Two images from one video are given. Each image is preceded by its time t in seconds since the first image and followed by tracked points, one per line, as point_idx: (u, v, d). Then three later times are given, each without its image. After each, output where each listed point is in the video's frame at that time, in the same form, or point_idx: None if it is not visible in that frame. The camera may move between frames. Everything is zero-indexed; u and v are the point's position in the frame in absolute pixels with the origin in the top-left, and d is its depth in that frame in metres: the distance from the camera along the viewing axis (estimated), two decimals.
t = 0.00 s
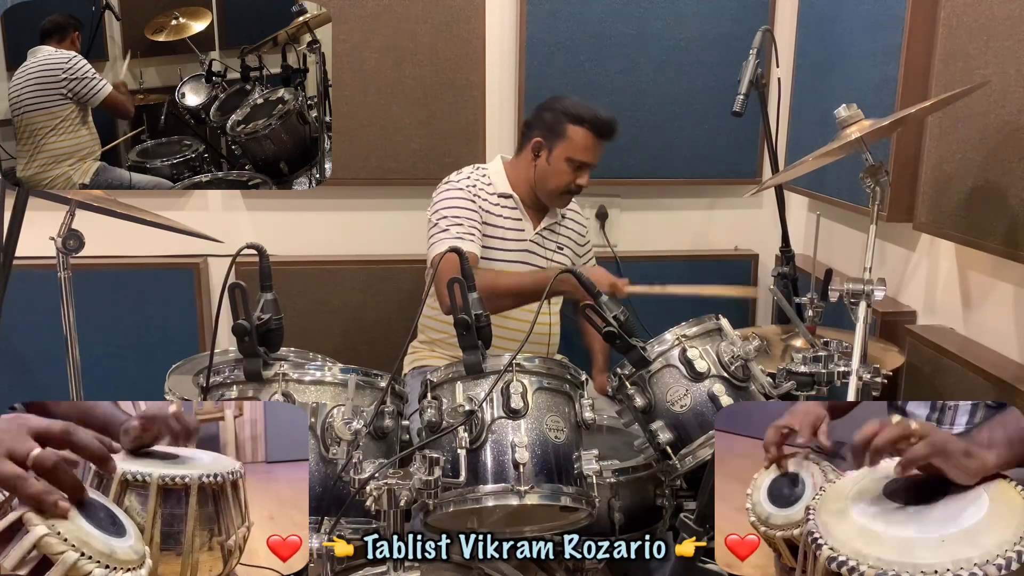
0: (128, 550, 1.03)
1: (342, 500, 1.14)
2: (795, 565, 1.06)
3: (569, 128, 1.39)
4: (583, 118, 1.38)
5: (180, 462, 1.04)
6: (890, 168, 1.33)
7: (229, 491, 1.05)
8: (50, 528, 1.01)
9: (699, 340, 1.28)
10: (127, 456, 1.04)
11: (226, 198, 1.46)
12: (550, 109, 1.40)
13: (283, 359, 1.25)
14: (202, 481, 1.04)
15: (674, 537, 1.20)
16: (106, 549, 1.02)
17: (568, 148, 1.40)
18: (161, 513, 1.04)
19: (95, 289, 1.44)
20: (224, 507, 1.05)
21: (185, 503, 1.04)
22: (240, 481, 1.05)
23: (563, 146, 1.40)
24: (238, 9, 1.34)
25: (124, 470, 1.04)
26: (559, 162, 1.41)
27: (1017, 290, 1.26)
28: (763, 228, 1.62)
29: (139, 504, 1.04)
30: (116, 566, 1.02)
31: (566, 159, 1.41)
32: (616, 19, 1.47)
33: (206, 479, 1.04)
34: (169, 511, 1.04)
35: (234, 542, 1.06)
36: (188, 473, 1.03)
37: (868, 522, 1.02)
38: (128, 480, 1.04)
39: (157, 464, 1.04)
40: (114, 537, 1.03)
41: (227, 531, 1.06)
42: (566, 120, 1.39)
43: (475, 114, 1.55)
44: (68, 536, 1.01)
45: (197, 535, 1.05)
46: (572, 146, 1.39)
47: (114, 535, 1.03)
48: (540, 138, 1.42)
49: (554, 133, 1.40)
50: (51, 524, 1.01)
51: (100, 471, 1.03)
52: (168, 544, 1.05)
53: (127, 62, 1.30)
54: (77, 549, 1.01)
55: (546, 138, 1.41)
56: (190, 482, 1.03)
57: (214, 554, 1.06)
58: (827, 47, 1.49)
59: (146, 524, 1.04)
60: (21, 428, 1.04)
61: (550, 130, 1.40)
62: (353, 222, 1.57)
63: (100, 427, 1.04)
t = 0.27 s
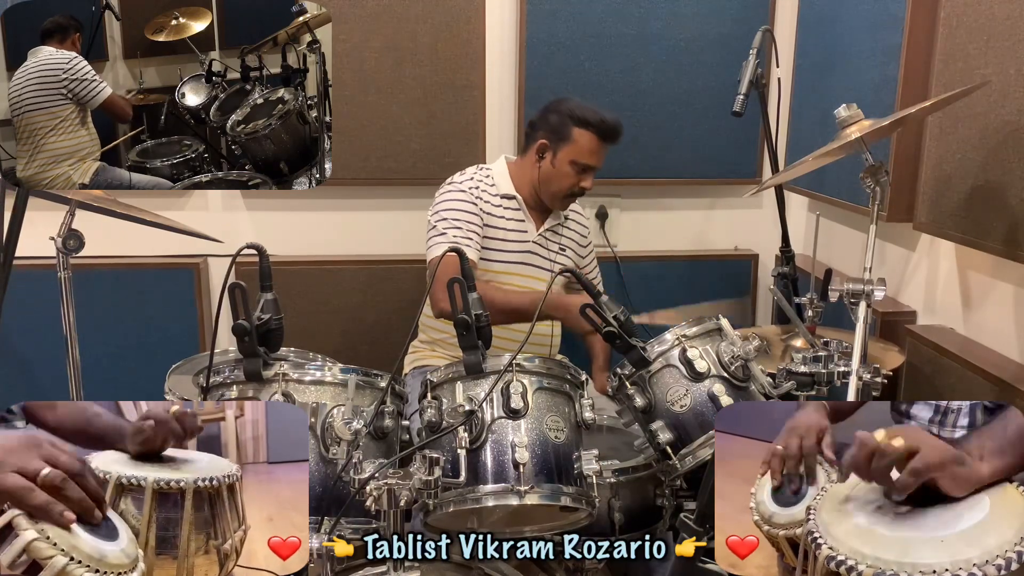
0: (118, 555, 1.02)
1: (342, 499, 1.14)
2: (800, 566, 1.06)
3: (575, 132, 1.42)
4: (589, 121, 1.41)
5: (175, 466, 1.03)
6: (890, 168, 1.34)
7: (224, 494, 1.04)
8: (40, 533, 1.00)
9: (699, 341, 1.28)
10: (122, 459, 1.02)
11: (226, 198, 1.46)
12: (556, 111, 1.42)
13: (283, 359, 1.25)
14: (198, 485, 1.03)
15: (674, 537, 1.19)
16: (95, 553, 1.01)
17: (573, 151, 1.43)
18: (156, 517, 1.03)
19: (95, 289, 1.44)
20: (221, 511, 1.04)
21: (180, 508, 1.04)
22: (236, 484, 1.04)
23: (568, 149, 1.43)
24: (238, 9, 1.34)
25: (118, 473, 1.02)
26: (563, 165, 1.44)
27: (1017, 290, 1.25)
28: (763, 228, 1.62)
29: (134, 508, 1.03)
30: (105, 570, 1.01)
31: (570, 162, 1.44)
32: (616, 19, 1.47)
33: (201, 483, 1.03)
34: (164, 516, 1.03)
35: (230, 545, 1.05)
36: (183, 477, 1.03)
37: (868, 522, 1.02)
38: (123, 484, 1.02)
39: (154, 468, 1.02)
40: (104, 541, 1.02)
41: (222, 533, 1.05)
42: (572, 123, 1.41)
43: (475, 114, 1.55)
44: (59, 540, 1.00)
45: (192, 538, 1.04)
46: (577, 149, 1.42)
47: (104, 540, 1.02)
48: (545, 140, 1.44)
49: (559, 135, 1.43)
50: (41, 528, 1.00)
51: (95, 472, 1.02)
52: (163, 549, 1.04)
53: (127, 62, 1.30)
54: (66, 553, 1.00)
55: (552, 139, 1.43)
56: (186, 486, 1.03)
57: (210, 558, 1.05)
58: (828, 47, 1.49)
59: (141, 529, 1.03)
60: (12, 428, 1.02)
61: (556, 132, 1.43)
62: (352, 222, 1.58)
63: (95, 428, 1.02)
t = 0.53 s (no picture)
0: (111, 558, 1.02)
1: (342, 499, 1.13)
2: (801, 567, 1.06)
3: (584, 144, 1.45)
4: (599, 134, 1.45)
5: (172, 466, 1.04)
6: (890, 168, 1.32)
7: (219, 494, 1.05)
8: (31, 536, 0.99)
9: (699, 340, 1.28)
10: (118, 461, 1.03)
11: (226, 198, 1.46)
12: (564, 117, 1.45)
13: (283, 359, 1.25)
14: (192, 486, 1.04)
15: (674, 537, 1.20)
16: (87, 556, 1.00)
17: (578, 163, 1.47)
18: (152, 518, 1.04)
19: (95, 290, 1.44)
20: (216, 511, 1.05)
21: (174, 509, 1.04)
22: (232, 484, 1.05)
23: (576, 158, 1.46)
24: (238, 9, 1.34)
25: (116, 474, 1.03)
26: (568, 175, 1.48)
27: (1017, 290, 1.26)
28: (764, 227, 1.61)
29: (131, 509, 1.04)
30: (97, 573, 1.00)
31: (574, 172, 1.47)
32: (615, 19, 1.47)
33: (196, 483, 1.04)
34: (160, 517, 1.04)
35: (226, 546, 1.06)
36: (178, 478, 1.03)
37: (869, 520, 1.03)
38: (119, 484, 1.03)
39: (151, 469, 1.04)
40: (96, 544, 1.01)
41: (216, 535, 1.06)
42: (583, 135, 1.44)
43: (475, 114, 1.54)
44: (48, 543, 0.99)
45: (187, 539, 1.05)
46: (584, 161, 1.46)
47: (97, 542, 1.01)
48: (553, 146, 1.46)
49: (569, 143, 1.45)
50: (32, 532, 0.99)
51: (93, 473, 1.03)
52: (159, 551, 1.05)
53: (127, 62, 1.30)
54: (59, 557, 0.99)
55: (560, 146, 1.46)
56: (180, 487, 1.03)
57: (207, 559, 1.06)
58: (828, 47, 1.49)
59: (136, 531, 1.04)
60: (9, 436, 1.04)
61: (565, 138, 1.45)
62: (352, 223, 1.57)
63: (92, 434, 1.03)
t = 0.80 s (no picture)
0: (107, 557, 0.94)
1: (343, 499, 1.16)
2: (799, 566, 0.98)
3: (598, 162, 1.40)
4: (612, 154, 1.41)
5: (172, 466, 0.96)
6: (891, 168, 1.36)
7: (219, 494, 0.97)
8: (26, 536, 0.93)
9: (699, 341, 1.28)
10: (115, 459, 0.96)
11: (226, 199, 1.48)
12: (578, 132, 1.41)
13: (283, 358, 1.25)
14: (193, 485, 0.96)
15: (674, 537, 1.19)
16: (83, 556, 0.94)
17: (589, 178, 1.43)
18: (150, 517, 0.96)
19: (94, 290, 1.44)
20: (215, 510, 0.97)
21: (173, 508, 0.96)
22: (232, 484, 0.98)
23: (587, 175, 1.42)
24: (238, 9, 1.34)
25: (113, 472, 0.95)
26: (575, 188, 1.43)
27: (1017, 290, 1.23)
28: (764, 226, 1.63)
29: (129, 508, 0.96)
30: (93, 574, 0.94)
31: (582, 187, 1.44)
32: (615, 19, 1.47)
33: (196, 483, 0.96)
34: (159, 516, 0.96)
35: (225, 546, 0.98)
36: (179, 476, 0.96)
37: (862, 518, 0.94)
38: (117, 484, 0.95)
39: (149, 468, 0.96)
40: (92, 544, 0.94)
41: (215, 534, 0.98)
42: (598, 153, 1.40)
43: (475, 114, 1.55)
44: (44, 543, 0.93)
45: (185, 539, 0.97)
46: (594, 178, 1.42)
47: (94, 543, 0.94)
48: (564, 162, 1.42)
49: (583, 161, 1.41)
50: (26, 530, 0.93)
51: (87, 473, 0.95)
52: (158, 549, 0.97)
53: (127, 62, 1.29)
54: (53, 556, 0.93)
55: (574, 162, 1.42)
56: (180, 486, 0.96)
57: (205, 559, 0.97)
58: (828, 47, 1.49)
59: (135, 528, 0.96)
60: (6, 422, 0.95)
61: (580, 156, 1.41)
62: (353, 222, 1.59)
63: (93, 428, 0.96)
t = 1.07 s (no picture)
0: (103, 555, 0.97)
1: (343, 499, 1.16)
2: (796, 566, 0.98)
3: (593, 157, 1.35)
4: (608, 148, 1.36)
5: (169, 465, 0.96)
6: (889, 166, 1.37)
7: (219, 494, 0.97)
8: (23, 533, 0.97)
9: (699, 341, 1.28)
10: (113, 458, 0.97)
11: (226, 199, 1.48)
12: (573, 128, 1.38)
13: (283, 358, 1.25)
14: (192, 485, 0.97)
15: (674, 537, 1.19)
16: (79, 553, 0.97)
17: (585, 174, 1.39)
18: (149, 516, 0.97)
19: (94, 290, 1.44)
20: (215, 510, 0.98)
21: (171, 507, 0.97)
22: (233, 484, 0.97)
23: (582, 170, 1.38)
24: (238, 9, 1.34)
25: (112, 471, 0.97)
26: (571, 184, 1.41)
27: (1017, 290, 1.24)
28: (764, 227, 1.63)
29: (129, 505, 0.97)
30: (89, 570, 0.97)
31: (579, 183, 1.40)
32: (615, 19, 1.47)
33: (195, 482, 0.97)
34: (158, 515, 0.97)
35: (225, 546, 0.98)
36: (177, 475, 0.96)
37: (857, 519, 0.95)
38: (118, 482, 0.97)
39: (147, 466, 0.97)
40: (90, 541, 0.97)
41: (214, 534, 0.98)
42: (592, 148, 1.35)
43: (475, 114, 1.55)
44: (40, 538, 0.97)
45: (185, 538, 0.97)
46: (589, 173, 1.38)
47: (91, 540, 0.97)
48: (560, 158, 1.39)
49: (578, 158, 1.38)
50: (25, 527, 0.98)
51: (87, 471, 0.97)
52: (157, 548, 0.97)
53: (127, 62, 1.29)
54: (49, 552, 0.97)
55: (569, 159, 1.39)
56: (178, 485, 0.96)
57: (205, 558, 0.98)
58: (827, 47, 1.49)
59: (134, 527, 0.97)
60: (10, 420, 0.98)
61: (575, 152, 1.38)
62: (353, 221, 1.59)
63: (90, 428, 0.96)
